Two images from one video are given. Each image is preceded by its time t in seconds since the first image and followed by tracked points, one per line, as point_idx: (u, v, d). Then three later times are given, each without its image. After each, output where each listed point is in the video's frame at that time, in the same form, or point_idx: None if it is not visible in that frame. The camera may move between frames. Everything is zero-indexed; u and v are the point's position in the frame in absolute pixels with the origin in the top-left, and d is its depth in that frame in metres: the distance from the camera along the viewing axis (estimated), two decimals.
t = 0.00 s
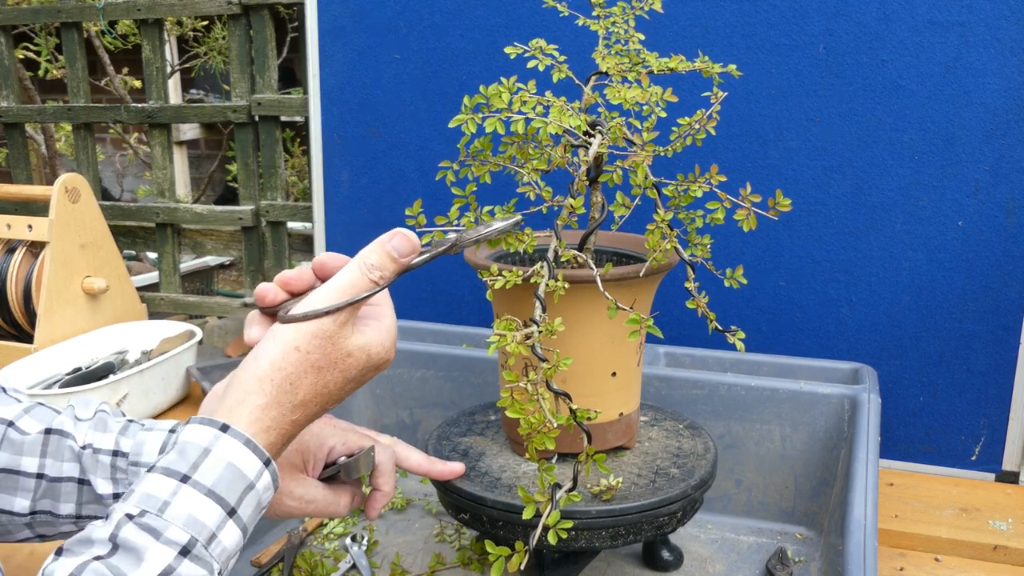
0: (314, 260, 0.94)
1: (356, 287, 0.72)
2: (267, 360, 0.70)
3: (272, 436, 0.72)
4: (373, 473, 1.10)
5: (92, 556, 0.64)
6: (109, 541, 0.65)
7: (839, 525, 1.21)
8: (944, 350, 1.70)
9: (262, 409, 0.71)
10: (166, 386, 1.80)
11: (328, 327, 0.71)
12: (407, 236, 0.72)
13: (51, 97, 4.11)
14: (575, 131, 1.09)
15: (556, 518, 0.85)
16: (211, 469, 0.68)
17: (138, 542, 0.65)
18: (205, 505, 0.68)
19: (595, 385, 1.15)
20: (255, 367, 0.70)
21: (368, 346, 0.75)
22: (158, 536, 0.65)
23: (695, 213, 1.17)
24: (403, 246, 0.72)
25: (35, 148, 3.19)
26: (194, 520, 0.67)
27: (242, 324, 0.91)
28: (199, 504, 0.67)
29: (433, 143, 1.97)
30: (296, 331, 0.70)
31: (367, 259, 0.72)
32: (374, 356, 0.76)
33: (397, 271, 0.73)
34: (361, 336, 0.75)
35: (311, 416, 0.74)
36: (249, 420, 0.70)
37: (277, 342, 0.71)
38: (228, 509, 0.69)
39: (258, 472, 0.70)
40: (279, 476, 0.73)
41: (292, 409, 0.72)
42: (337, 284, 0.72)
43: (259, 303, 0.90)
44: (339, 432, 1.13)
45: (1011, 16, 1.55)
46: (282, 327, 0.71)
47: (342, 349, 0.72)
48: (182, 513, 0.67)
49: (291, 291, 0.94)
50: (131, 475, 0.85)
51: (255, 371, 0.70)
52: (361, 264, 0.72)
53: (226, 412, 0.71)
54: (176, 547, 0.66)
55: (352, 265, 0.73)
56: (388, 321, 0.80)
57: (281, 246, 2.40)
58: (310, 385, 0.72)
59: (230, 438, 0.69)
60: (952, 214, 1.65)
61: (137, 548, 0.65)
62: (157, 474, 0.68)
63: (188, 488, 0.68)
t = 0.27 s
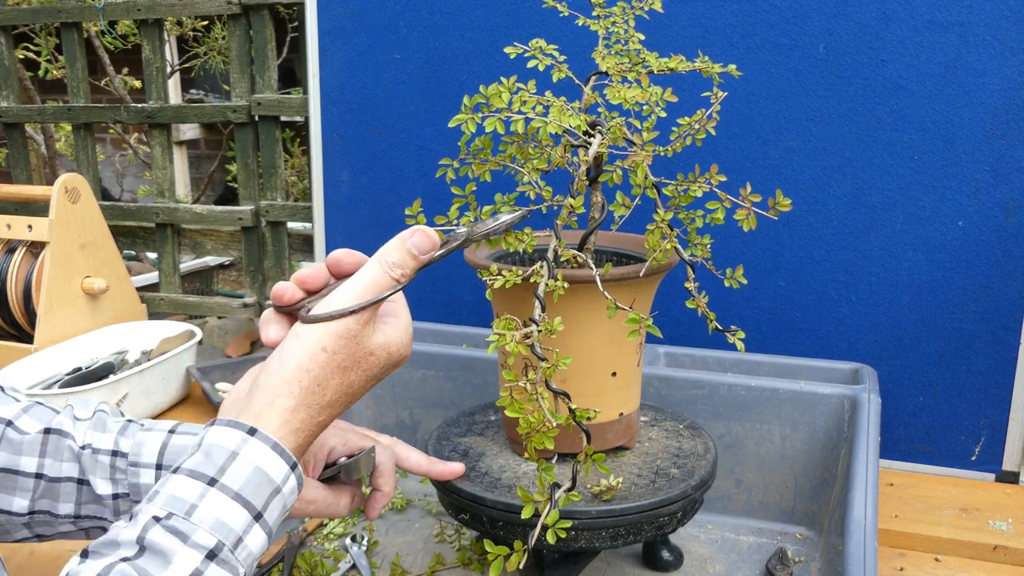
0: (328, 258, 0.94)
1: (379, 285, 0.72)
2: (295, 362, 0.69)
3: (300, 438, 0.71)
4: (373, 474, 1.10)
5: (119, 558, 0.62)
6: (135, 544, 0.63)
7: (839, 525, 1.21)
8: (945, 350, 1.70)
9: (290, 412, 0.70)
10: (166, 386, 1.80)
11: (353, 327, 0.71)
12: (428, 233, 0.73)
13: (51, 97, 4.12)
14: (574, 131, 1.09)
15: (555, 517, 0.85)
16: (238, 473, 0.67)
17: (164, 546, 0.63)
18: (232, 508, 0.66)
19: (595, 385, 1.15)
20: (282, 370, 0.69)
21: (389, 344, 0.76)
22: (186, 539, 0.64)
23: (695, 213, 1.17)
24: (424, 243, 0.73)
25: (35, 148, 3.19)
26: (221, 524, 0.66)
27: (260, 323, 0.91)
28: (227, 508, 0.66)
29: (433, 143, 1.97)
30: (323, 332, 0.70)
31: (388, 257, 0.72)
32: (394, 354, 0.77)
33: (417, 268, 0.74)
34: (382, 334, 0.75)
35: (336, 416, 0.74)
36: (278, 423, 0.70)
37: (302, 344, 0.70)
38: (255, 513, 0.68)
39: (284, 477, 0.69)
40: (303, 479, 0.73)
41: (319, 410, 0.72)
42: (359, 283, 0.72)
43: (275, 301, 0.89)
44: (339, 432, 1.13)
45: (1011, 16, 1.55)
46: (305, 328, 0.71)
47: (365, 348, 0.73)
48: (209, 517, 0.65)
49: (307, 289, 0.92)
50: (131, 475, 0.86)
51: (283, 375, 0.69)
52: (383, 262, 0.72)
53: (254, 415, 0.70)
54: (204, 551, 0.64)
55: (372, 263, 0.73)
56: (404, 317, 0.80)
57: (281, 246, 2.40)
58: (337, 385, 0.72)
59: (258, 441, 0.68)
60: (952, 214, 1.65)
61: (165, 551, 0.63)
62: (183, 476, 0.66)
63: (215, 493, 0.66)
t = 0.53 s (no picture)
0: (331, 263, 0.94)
1: (381, 293, 0.72)
2: (298, 372, 0.69)
3: (303, 448, 0.71)
4: (373, 474, 1.10)
5: (121, 567, 0.61)
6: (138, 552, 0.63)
7: (839, 525, 1.21)
8: (945, 350, 1.70)
9: (294, 421, 0.70)
10: (166, 387, 1.80)
11: (356, 335, 0.70)
12: (430, 239, 0.73)
13: (51, 97, 4.12)
14: (575, 131, 1.09)
15: (555, 518, 0.85)
16: (242, 483, 0.67)
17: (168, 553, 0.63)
18: (235, 518, 0.66)
19: (595, 386, 1.15)
20: (286, 379, 0.69)
21: (392, 351, 0.76)
22: (189, 549, 0.64)
23: (695, 213, 1.17)
24: (427, 250, 0.73)
25: (35, 148, 3.19)
26: (224, 532, 0.65)
27: (262, 330, 0.91)
28: (230, 517, 0.66)
29: (433, 143, 1.97)
30: (326, 342, 0.70)
31: (391, 264, 0.72)
32: (397, 360, 0.77)
33: (419, 274, 0.74)
34: (385, 342, 0.75)
35: (340, 424, 0.74)
36: (282, 433, 0.70)
37: (305, 353, 0.70)
38: (258, 524, 0.67)
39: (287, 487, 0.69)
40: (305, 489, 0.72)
41: (323, 419, 0.72)
42: (362, 290, 0.72)
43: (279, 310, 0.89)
44: (338, 433, 1.13)
45: (1011, 16, 1.55)
46: (307, 336, 0.71)
47: (368, 356, 0.72)
48: (212, 525, 0.65)
49: (311, 297, 0.92)
50: (131, 478, 0.86)
51: (287, 384, 0.69)
52: (385, 269, 0.72)
53: (258, 425, 0.70)
54: (207, 561, 0.64)
55: (375, 270, 0.73)
56: (406, 324, 0.80)
57: (281, 246, 2.40)
58: (341, 394, 0.71)
59: (261, 452, 0.68)
60: (952, 214, 1.65)
61: (168, 561, 0.63)
62: (186, 485, 0.66)
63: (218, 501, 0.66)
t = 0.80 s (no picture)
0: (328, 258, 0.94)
1: (381, 287, 0.72)
2: (301, 369, 0.69)
3: (307, 444, 0.71)
4: (373, 474, 1.10)
5: (125, 564, 0.62)
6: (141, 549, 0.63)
7: (839, 525, 1.21)
8: (945, 350, 1.70)
9: (297, 418, 0.70)
10: (166, 387, 1.80)
11: (357, 331, 0.70)
12: (429, 234, 0.72)
13: (51, 97, 4.12)
14: (574, 131, 1.09)
15: (555, 516, 0.85)
16: (245, 480, 0.67)
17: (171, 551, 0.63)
18: (239, 515, 0.66)
19: (595, 385, 1.15)
20: (288, 377, 0.69)
21: (392, 345, 0.76)
22: (193, 546, 0.64)
23: (695, 212, 1.17)
24: (425, 244, 0.72)
25: (35, 148, 3.19)
26: (228, 529, 0.65)
27: (260, 325, 0.91)
28: (233, 515, 0.66)
29: (433, 143, 1.97)
30: (328, 338, 0.70)
31: (390, 259, 0.72)
32: (397, 354, 0.77)
33: (419, 269, 0.73)
34: (385, 336, 0.75)
35: (343, 420, 0.74)
36: (286, 430, 0.70)
37: (306, 349, 0.70)
38: (261, 520, 0.67)
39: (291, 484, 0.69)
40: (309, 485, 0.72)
41: (326, 415, 0.72)
42: (362, 285, 0.71)
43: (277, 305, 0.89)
44: (338, 433, 1.13)
45: (1011, 16, 1.55)
46: (308, 333, 0.71)
47: (370, 350, 0.73)
48: (216, 523, 0.65)
49: (309, 292, 0.93)
50: (131, 478, 0.87)
51: (288, 382, 0.69)
52: (384, 264, 0.72)
53: (261, 422, 0.69)
54: (210, 557, 0.64)
55: (374, 265, 0.73)
56: (406, 317, 0.80)
57: (281, 246, 2.40)
58: (343, 390, 0.72)
59: (264, 448, 0.68)
60: (952, 214, 1.65)
61: (172, 558, 0.63)
62: (190, 481, 0.66)
63: (221, 498, 0.66)
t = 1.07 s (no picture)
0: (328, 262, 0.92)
1: (382, 295, 0.73)
2: (301, 379, 0.70)
3: (306, 454, 0.72)
4: (373, 474, 1.10)
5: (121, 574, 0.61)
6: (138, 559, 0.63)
7: (839, 525, 1.21)
8: (945, 350, 1.70)
9: (297, 428, 0.70)
10: (166, 387, 1.80)
11: (358, 340, 0.71)
12: (430, 242, 0.74)
13: (51, 97, 4.12)
14: (574, 131, 1.09)
15: (555, 518, 0.85)
16: (244, 489, 0.67)
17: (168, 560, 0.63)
18: (236, 526, 0.66)
19: (595, 385, 1.15)
20: (288, 387, 0.69)
21: (391, 353, 0.76)
22: (190, 557, 0.63)
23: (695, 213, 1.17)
24: (427, 253, 0.74)
25: (35, 148, 3.19)
26: (225, 539, 0.65)
27: (259, 331, 0.91)
28: (231, 524, 0.66)
29: (433, 143, 1.97)
30: (329, 347, 0.70)
31: (391, 267, 0.73)
32: (396, 362, 0.78)
33: (419, 277, 0.75)
34: (384, 344, 0.76)
35: (341, 429, 0.75)
36: (285, 441, 0.70)
37: (307, 358, 0.70)
38: (259, 531, 0.67)
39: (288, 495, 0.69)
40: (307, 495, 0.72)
41: (325, 425, 0.72)
42: (363, 292, 0.72)
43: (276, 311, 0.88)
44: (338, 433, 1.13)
45: (1011, 16, 1.55)
46: (308, 342, 0.71)
47: (369, 359, 0.73)
48: (213, 533, 0.65)
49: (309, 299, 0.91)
50: (131, 479, 0.86)
51: (289, 391, 0.69)
52: (385, 272, 0.73)
53: (260, 431, 0.69)
54: (207, 568, 0.64)
55: (374, 273, 0.74)
56: (403, 324, 0.80)
57: (281, 246, 2.40)
58: (343, 400, 0.72)
59: (263, 458, 0.68)
60: (952, 214, 1.65)
61: (169, 569, 0.63)
62: (187, 491, 0.66)
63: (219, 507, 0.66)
